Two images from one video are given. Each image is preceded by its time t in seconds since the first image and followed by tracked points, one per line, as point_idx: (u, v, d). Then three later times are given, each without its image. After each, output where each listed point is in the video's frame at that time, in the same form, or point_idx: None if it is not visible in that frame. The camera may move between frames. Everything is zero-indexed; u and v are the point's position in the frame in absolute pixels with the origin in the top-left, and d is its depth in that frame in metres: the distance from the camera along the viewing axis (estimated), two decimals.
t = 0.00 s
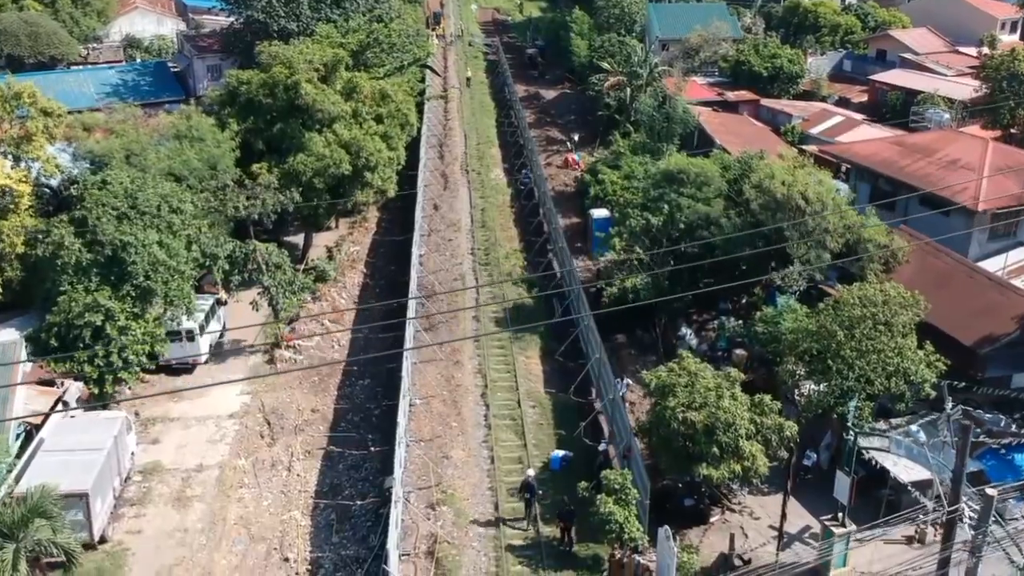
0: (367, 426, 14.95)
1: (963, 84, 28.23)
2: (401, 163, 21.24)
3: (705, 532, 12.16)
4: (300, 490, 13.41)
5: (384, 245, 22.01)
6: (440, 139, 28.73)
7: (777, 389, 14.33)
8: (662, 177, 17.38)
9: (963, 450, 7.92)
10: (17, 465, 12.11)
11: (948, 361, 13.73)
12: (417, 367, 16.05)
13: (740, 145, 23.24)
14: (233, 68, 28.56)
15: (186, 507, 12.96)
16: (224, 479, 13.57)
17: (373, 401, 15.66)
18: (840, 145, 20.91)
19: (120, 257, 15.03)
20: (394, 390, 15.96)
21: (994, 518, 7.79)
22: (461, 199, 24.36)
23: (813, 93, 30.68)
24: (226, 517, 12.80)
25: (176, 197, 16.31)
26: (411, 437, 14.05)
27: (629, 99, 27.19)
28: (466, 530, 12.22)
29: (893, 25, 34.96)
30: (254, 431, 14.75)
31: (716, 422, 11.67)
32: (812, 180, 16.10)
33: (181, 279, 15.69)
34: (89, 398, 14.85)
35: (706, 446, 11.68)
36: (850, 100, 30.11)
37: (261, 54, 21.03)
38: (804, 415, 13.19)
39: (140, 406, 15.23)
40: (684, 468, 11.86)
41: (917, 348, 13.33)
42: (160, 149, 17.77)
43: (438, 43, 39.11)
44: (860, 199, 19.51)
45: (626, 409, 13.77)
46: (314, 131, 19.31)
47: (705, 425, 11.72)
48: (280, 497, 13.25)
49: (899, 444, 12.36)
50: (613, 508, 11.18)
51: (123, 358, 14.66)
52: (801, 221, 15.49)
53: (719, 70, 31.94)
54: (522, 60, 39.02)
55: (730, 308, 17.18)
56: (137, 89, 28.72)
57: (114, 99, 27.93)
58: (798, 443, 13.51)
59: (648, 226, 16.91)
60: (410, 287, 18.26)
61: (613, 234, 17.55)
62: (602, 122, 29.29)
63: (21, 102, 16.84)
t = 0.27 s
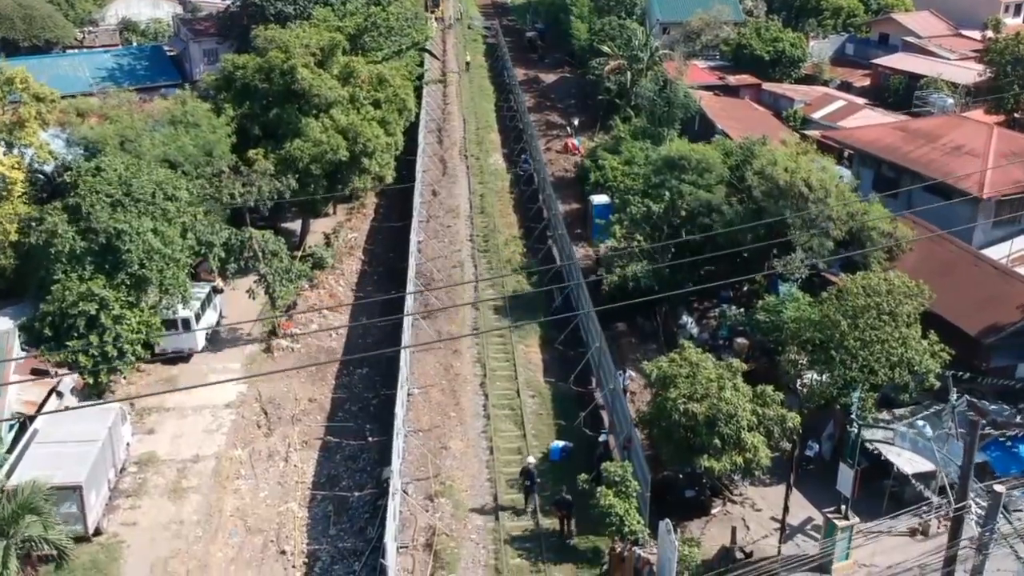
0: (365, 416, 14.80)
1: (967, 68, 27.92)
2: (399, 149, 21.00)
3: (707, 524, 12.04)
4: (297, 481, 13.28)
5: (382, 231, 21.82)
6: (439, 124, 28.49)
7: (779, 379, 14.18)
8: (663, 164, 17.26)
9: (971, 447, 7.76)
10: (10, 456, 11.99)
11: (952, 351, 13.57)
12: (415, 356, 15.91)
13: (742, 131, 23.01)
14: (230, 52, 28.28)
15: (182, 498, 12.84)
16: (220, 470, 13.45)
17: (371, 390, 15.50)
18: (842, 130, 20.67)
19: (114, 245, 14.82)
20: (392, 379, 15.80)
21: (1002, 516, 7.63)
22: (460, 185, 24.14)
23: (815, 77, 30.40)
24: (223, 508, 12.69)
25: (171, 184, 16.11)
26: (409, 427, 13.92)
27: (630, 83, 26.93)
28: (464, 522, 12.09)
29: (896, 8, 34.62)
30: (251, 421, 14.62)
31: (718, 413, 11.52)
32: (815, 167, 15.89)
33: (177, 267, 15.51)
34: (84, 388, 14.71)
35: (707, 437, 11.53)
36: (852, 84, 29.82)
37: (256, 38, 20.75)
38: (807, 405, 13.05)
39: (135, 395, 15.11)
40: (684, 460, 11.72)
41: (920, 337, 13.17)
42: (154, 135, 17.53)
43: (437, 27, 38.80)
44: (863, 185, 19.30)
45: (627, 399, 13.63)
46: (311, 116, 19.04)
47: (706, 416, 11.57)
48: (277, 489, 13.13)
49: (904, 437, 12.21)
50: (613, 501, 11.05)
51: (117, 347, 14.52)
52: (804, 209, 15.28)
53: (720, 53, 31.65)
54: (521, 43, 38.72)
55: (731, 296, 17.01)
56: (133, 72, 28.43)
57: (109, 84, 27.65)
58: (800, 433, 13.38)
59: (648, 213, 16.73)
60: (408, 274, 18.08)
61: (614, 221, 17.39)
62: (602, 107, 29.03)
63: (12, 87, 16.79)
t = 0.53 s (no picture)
0: (363, 414, 14.63)
1: (970, 61, 27.68)
2: (397, 143, 20.80)
3: (709, 525, 11.89)
4: (294, 480, 13.13)
5: (381, 226, 21.64)
6: (437, 118, 28.29)
7: (782, 378, 14.02)
8: (665, 159, 17.09)
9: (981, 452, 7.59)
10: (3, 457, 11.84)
11: (957, 349, 13.42)
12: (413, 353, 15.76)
13: (743, 124, 22.82)
14: (227, 45, 28.07)
15: (177, 498, 12.70)
16: (216, 469, 13.30)
17: (369, 388, 15.35)
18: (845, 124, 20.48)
19: (109, 242, 14.64)
20: (390, 376, 15.64)
21: (1012, 523, 7.47)
22: (459, 179, 23.95)
23: (817, 70, 30.17)
24: (218, 509, 12.54)
25: (166, 179, 15.93)
26: (408, 426, 13.77)
27: (630, 76, 26.72)
28: (463, 523, 11.95)
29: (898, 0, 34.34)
30: (247, 420, 14.49)
31: (720, 413, 11.37)
32: (818, 162, 15.70)
33: (172, 264, 15.33)
34: (78, 386, 14.55)
35: (709, 438, 11.38)
36: (854, 77, 29.59)
37: (253, 31, 20.53)
38: (810, 405, 12.90)
39: (130, 393, 14.99)
40: (686, 460, 11.57)
41: (925, 335, 13.01)
42: (149, 129, 17.34)
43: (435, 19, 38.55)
44: (866, 180, 19.11)
45: (627, 398, 13.48)
46: (308, 110, 18.84)
47: (708, 417, 11.41)
48: (273, 489, 12.98)
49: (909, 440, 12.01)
50: (614, 502, 10.90)
51: (112, 346, 14.29)
52: (807, 204, 15.08)
53: (721, 46, 31.41)
54: (521, 36, 38.46)
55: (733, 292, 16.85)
56: (130, 65, 28.17)
57: (104, 77, 27.39)
58: (803, 433, 13.25)
59: (649, 208, 16.56)
60: (407, 271, 17.91)
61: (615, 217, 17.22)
62: (602, 100, 28.81)
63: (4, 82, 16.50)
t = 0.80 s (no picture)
0: (360, 420, 14.47)
1: (972, 62, 27.50)
2: (395, 145, 20.64)
3: (711, 534, 11.72)
4: (290, 488, 12.96)
5: (379, 229, 21.48)
6: (436, 119, 28.15)
7: (784, 384, 13.85)
8: (666, 162, 16.92)
9: (990, 466, 7.42)
10: None
11: (962, 355, 13.26)
12: (411, 358, 15.62)
13: (744, 126, 22.68)
14: (225, 46, 27.89)
15: (172, 507, 12.54)
16: (212, 477, 13.15)
17: (366, 394, 15.19)
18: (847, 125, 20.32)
19: (103, 246, 14.45)
20: (387, 382, 15.48)
21: (1022, 538, 7.30)
22: (458, 181, 23.80)
23: (818, 71, 30.00)
24: (214, 518, 12.38)
25: (162, 183, 15.75)
26: (406, 432, 13.61)
27: (630, 77, 26.58)
28: (462, 533, 11.78)
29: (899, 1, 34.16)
30: (243, 427, 14.34)
31: (722, 422, 11.21)
32: (820, 165, 15.53)
33: (168, 269, 15.16)
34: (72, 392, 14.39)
35: (711, 446, 11.22)
36: (855, 78, 29.42)
37: (250, 32, 20.36)
38: (813, 412, 12.73)
39: (125, 400, 14.88)
40: (687, 469, 11.41)
41: (929, 341, 12.85)
42: (144, 132, 17.12)
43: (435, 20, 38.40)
44: (868, 182, 18.95)
45: (629, 404, 13.30)
46: (305, 113, 18.67)
47: (710, 425, 11.25)
48: (269, 497, 12.82)
49: (915, 449, 11.67)
50: (615, 512, 10.73)
51: (106, 351, 14.16)
52: (809, 208, 14.91)
53: (721, 46, 31.25)
54: (521, 36, 38.31)
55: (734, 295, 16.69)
56: (127, 66, 27.99)
57: (102, 78, 27.23)
58: (806, 440, 13.10)
59: (649, 212, 16.41)
60: (405, 274, 17.76)
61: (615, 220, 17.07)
62: (602, 101, 28.65)
63: None
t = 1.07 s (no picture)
0: (358, 426, 14.30)
1: (974, 62, 27.34)
2: (394, 147, 20.47)
3: (713, 543, 11.55)
4: (286, 496, 12.79)
5: (378, 231, 21.32)
6: (435, 120, 28.01)
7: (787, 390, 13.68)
8: (667, 164, 16.76)
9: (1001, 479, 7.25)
10: None
11: (967, 361, 13.11)
12: (409, 363, 15.47)
13: (745, 128, 22.54)
14: (222, 47, 27.72)
15: (167, 515, 12.38)
16: (207, 485, 12.99)
17: (364, 399, 15.02)
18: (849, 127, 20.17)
19: (98, 250, 14.28)
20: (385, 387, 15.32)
21: None
22: (457, 183, 23.64)
23: (819, 71, 29.82)
24: (209, 526, 12.21)
25: (158, 186, 15.58)
26: (403, 439, 13.44)
27: (631, 78, 26.44)
28: (460, 542, 11.62)
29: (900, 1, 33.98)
30: (239, 433, 14.20)
31: (725, 430, 11.04)
32: (823, 168, 15.37)
33: (163, 273, 15.00)
34: (66, 399, 14.23)
35: (714, 454, 11.06)
36: (856, 79, 29.26)
37: (247, 33, 20.20)
38: (816, 419, 12.56)
39: (121, 406, 14.73)
40: (689, 478, 11.24)
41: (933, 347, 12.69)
42: (140, 134, 16.93)
43: (434, 21, 38.25)
44: (871, 184, 18.79)
45: (630, 411, 13.11)
46: (303, 115, 18.50)
47: (712, 433, 11.08)
48: (266, 505, 12.65)
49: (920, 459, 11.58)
50: (616, 522, 10.56)
51: (101, 357, 14.02)
52: (811, 212, 14.74)
53: (722, 47, 31.08)
54: (520, 37, 38.16)
55: (736, 299, 16.53)
56: (124, 67, 27.82)
57: (99, 80, 27.07)
58: (809, 446, 12.91)
59: (650, 215, 16.24)
60: (403, 278, 17.60)
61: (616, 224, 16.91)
62: (602, 102, 28.49)
63: None
